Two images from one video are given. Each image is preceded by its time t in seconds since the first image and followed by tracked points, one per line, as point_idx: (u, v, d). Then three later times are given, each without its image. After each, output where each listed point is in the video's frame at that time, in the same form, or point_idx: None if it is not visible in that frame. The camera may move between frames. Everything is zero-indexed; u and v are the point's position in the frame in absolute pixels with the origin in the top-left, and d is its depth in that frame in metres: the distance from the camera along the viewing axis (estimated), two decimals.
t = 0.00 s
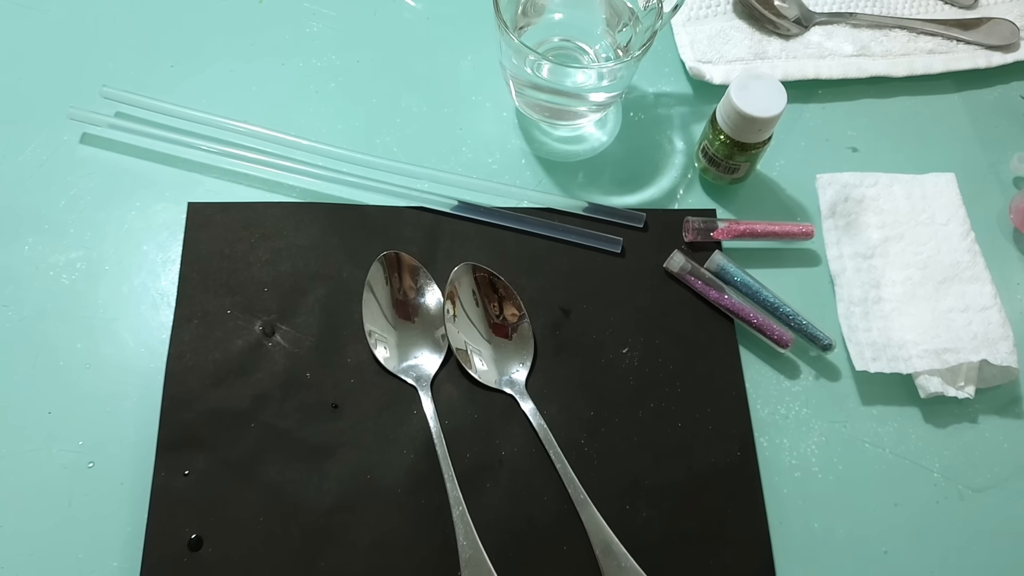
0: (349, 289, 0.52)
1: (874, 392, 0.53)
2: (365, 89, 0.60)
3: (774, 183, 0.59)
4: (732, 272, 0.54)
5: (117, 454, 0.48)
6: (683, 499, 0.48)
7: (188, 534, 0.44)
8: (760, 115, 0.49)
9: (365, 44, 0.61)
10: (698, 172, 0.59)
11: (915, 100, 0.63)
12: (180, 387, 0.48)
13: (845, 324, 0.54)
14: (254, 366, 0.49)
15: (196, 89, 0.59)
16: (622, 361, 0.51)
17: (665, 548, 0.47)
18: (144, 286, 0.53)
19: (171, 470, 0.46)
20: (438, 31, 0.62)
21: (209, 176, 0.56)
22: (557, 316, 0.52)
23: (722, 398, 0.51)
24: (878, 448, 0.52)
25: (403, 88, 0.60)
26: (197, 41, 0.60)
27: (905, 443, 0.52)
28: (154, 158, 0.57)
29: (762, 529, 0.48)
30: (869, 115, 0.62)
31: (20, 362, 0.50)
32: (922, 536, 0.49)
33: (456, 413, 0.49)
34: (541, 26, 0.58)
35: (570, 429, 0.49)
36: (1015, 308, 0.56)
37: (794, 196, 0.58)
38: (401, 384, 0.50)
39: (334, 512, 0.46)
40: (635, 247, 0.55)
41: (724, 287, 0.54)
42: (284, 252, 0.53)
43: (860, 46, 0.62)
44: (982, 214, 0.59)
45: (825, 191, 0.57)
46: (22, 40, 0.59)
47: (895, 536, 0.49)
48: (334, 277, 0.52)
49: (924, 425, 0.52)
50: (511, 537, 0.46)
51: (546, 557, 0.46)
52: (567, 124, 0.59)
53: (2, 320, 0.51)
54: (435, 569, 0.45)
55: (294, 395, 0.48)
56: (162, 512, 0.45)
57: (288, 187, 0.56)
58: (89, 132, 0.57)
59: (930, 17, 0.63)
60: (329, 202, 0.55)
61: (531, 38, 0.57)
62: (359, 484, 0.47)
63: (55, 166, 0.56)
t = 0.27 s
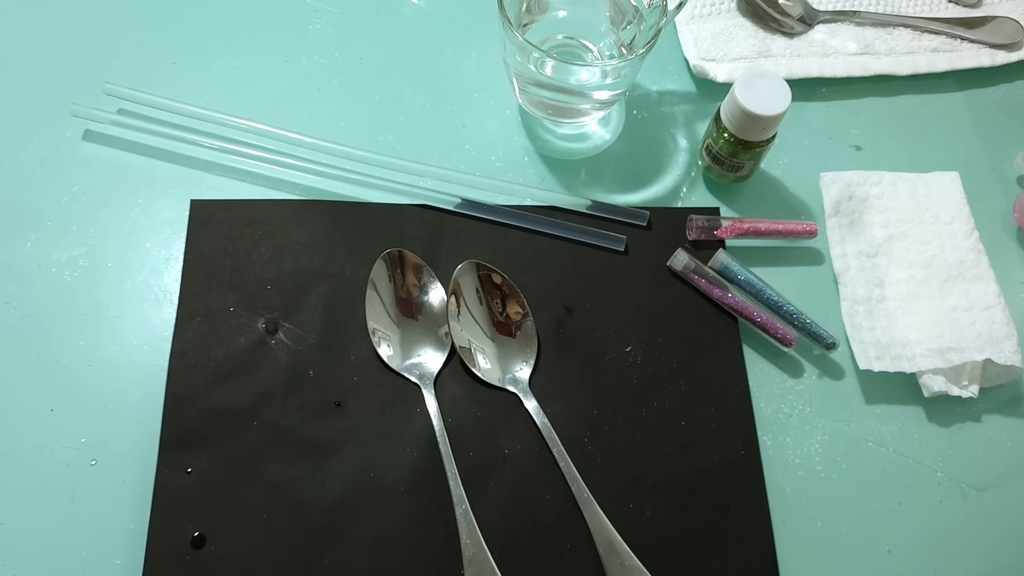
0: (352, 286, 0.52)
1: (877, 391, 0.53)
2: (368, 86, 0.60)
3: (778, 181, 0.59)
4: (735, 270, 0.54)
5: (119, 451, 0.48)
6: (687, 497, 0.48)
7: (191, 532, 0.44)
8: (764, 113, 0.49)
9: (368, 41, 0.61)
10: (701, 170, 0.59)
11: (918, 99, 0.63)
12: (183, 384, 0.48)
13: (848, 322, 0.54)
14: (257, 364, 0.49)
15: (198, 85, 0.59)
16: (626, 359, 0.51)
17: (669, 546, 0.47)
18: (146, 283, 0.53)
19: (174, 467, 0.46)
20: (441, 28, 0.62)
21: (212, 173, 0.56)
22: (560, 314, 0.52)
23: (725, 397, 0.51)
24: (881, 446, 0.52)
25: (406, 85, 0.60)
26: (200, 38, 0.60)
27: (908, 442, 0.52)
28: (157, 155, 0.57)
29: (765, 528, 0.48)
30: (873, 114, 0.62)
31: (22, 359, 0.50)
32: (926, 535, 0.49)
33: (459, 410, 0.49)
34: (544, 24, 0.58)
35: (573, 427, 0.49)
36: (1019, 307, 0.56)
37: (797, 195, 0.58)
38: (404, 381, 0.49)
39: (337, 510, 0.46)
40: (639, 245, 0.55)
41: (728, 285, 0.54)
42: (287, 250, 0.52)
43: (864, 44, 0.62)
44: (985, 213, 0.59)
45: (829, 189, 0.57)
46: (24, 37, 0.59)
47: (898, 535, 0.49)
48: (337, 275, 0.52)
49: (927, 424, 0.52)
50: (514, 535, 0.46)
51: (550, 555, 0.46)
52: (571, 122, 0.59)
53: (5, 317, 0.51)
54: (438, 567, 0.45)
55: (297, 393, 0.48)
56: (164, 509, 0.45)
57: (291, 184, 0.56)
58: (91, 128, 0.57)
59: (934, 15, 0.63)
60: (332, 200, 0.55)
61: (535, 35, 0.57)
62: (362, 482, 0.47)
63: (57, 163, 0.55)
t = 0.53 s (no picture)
0: (352, 284, 0.52)
1: (878, 389, 0.53)
2: (368, 83, 0.59)
3: (779, 178, 0.59)
4: (736, 268, 0.54)
5: (118, 449, 0.48)
6: (687, 496, 0.48)
7: (190, 530, 0.44)
8: (765, 110, 0.49)
9: (368, 38, 0.61)
10: (702, 168, 0.58)
11: (920, 96, 0.62)
12: (182, 382, 0.48)
13: (849, 320, 0.54)
14: (256, 361, 0.49)
15: (197, 82, 0.58)
16: (626, 357, 0.51)
17: (669, 544, 0.46)
18: (145, 281, 0.52)
19: (173, 465, 0.46)
20: (441, 24, 0.62)
21: (211, 170, 0.56)
22: (560, 311, 0.52)
23: (725, 394, 0.51)
24: (882, 445, 0.52)
25: (405, 82, 0.60)
26: (199, 34, 0.60)
27: (909, 440, 0.52)
28: (156, 152, 0.56)
29: (766, 526, 0.48)
30: (874, 111, 0.61)
31: (21, 356, 0.50)
32: (926, 533, 0.49)
33: (459, 408, 0.49)
34: (545, 20, 0.57)
35: (573, 424, 0.49)
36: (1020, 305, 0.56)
37: (799, 192, 0.58)
38: (404, 379, 0.49)
39: (336, 509, 0.46)
40: (639, 243, 0.55)
41: (729, 283, 0.54)
42: (287, 247, 0.52)
43: (865, 41, 0.61)
44: (987, 210, 0.58)
45: (830, 186, 0.57)
46: (22, 33, 0.59)
47: (899, 534, 0.49)
48: (337, 272, 0.52)
49: (928, 422, 0.52)
50: (514, 533, 0.46)
51: (550, 554, 0.46)
52: (571, 119, 0.59)
53: (3, 314, 0.51)
54: (438, 565, 0.45)
55: (297, 391, 0.48)
56: (164, 507, 0.45)
57: (290, 181, 0.56)
58: (90, 125, 0.57)
59: (936, 12, 0.63)
60: (332, 197, 0.55)
61: (536, 32, 0.57)
62: (361, 480, 0.47)
63: (56, 160, 0.55)
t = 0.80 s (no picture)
0: (350, 280, 0.52)
1: (877, 386, 0.53)
2: (366, 79, 0.59)
3: (778, 175, 0.58)
4: (735, 264, 0.53)
5: (115, 446, 0.48)
6: (686, 493, 0.48)
7: (187, 527, 0.44)
8: (764, 106, 0.48)
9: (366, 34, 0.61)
10: (701, 164, 0.58)
11: (920, 92, 0.62)
12: (178, 379, 0.48)
13: (849, 317, 0.53)
14: (254, 358, 0.49)
15: (195, 78, 0.58)
16: (625, 353, 0.51)
17: (668, 542, 0.46)
18: (142, 277, 0.52)
19: (170, 463, 0.45)
20: (440, 20, 0.62)
21: (208, 166, 0.56)
22: (558, 308, 0.52)
23: (724, 391, 0.51)
24: (881, 442, 0.51)
25: (403, 78, 0.59)
26: (197, 30, 0.60)
27: (909, 437, 0.52)
28: (153, 148, 0.56)
29: (765, 523, 0.47)
30: (874, 107, 0.61)
31: (17, 353, 0.49)
32: (926, 531, 0.49)
33: (457, 405, 0.49)
34: (543, 16, 0.57)
35: (571, 422, 0.49)
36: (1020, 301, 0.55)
37: (798, 188, 0.58)
38: (401, 376, 0.49)
39: (333, 506, 0.46)
40: (638, 239, 0.54)
41: (728, 280, 0.53)
42: (284, 244, 0.52)
43: (865, 36, 0.61)
44: (987, 207, 0.58)
45: (830, 182, 0.57)
46: (19, 28, 0.59)
47: (899, 531, 0.49)
48: (334, 269, 0.52)
49: (928, 420, 0.52)
50: (512, 531, 0.46)
51: (548, 551, 0.45)
52: (570, 115, 0.58)
53: None
54: (436, 562, 0.45)
55: (294, 388, 0.48)
56: (160, 504, 0.44)
57: (287, 178, 0.56)
58: (87, 121, 0.56)
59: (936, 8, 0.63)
60: (330, 193, 0.55)
61: (534, 28, 0.57)
62: (359, 477, 0.46)
63: (52, 156, 0.55)
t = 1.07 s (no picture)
0: (347, 277, 0.51)
1: (877, 383, 0.53)
2: (364, 75, 0.59)
3: (778, 171, 0.58)
4: (734, 261, 0.53)
5: (112, 444, 0.47)
6: (685, 490, 0.48)
7: (184, 525, 0.44)
8: (763, 101, 0.48)
9: (364, 30, 0.60)
10: (700, 160, 0.58)
11: (920, 87, 0.62)
12: (176, 377, 0.47)
13: (848, 313, 0.53)
14: (251, 356, 0.48)
15: (192, 75, 0.58)
16: (624, 350, 0.51)
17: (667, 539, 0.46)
18: (139, 275, 0.52)
19: (167, 460, 0.45)
20: (437, 16, 0.62)
21: (206, 163, 0.56)
22: (557, 305, 0.52)
23: (724, 388, 0.50)
24: (881, 439, 0.51)
25: (401, 74, 0.59)
26: (193, 27, 0.59)
27: (909, 434, 0.51)
28: (150, 145, 0.56)
29: (764, 520, 0.47)
30: (874, 103, 0.61)
31: (14, 351, 0.49)
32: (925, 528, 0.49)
33: (455, 402, 0.49)
34: (542, 12, 0.57)
35: (570, 419, 0.49)
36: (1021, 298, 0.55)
37: (798, 184, 0.58)
38: (399, 373, 0.49)
39: (331, 504, 0.45)
40: (637, 236, 0.54)
41: (727, 276, 0.53)
42: (281, 240, 0.52)
43: (865, 32, 0.61)
44: (987, 202, 0.58)
45: (829, 178, 0.57)
46: (16, 25, 0.58)
47: (899, 528, 0.49)
48: (332, 266, 0.52)
49: (928, 416, 0.52)
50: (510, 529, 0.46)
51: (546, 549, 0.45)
52: (568, 111, 0.58)
53: None
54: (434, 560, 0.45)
55: (292, 385, 0.48)
56: (158, 502, 0.44)
57: (285, 174, 0.55)
58: (84, 118, 0.56)
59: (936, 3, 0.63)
60: (328, 190, 0.54)
61: (532, 24, 0.57)
62: (356, 475, 0.46)
63: (49, 154, 0.55)
